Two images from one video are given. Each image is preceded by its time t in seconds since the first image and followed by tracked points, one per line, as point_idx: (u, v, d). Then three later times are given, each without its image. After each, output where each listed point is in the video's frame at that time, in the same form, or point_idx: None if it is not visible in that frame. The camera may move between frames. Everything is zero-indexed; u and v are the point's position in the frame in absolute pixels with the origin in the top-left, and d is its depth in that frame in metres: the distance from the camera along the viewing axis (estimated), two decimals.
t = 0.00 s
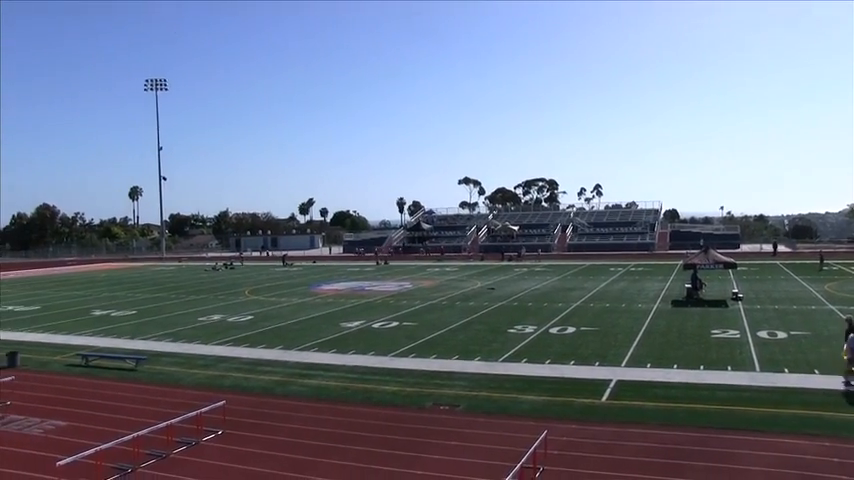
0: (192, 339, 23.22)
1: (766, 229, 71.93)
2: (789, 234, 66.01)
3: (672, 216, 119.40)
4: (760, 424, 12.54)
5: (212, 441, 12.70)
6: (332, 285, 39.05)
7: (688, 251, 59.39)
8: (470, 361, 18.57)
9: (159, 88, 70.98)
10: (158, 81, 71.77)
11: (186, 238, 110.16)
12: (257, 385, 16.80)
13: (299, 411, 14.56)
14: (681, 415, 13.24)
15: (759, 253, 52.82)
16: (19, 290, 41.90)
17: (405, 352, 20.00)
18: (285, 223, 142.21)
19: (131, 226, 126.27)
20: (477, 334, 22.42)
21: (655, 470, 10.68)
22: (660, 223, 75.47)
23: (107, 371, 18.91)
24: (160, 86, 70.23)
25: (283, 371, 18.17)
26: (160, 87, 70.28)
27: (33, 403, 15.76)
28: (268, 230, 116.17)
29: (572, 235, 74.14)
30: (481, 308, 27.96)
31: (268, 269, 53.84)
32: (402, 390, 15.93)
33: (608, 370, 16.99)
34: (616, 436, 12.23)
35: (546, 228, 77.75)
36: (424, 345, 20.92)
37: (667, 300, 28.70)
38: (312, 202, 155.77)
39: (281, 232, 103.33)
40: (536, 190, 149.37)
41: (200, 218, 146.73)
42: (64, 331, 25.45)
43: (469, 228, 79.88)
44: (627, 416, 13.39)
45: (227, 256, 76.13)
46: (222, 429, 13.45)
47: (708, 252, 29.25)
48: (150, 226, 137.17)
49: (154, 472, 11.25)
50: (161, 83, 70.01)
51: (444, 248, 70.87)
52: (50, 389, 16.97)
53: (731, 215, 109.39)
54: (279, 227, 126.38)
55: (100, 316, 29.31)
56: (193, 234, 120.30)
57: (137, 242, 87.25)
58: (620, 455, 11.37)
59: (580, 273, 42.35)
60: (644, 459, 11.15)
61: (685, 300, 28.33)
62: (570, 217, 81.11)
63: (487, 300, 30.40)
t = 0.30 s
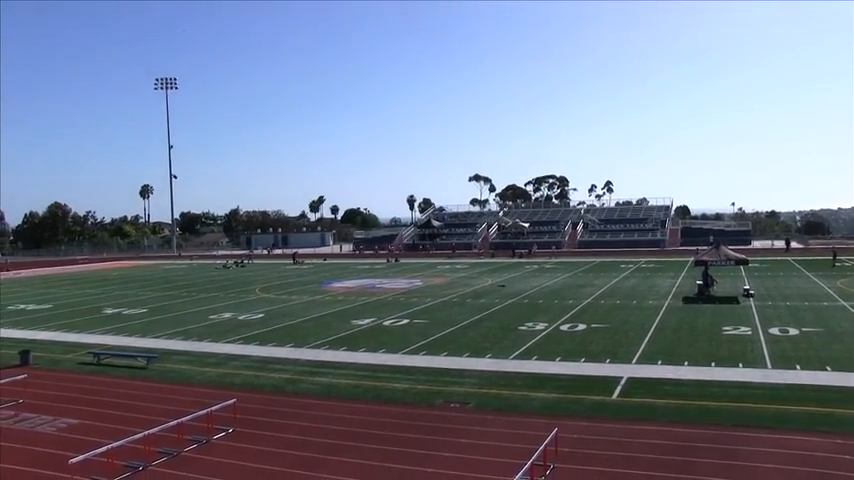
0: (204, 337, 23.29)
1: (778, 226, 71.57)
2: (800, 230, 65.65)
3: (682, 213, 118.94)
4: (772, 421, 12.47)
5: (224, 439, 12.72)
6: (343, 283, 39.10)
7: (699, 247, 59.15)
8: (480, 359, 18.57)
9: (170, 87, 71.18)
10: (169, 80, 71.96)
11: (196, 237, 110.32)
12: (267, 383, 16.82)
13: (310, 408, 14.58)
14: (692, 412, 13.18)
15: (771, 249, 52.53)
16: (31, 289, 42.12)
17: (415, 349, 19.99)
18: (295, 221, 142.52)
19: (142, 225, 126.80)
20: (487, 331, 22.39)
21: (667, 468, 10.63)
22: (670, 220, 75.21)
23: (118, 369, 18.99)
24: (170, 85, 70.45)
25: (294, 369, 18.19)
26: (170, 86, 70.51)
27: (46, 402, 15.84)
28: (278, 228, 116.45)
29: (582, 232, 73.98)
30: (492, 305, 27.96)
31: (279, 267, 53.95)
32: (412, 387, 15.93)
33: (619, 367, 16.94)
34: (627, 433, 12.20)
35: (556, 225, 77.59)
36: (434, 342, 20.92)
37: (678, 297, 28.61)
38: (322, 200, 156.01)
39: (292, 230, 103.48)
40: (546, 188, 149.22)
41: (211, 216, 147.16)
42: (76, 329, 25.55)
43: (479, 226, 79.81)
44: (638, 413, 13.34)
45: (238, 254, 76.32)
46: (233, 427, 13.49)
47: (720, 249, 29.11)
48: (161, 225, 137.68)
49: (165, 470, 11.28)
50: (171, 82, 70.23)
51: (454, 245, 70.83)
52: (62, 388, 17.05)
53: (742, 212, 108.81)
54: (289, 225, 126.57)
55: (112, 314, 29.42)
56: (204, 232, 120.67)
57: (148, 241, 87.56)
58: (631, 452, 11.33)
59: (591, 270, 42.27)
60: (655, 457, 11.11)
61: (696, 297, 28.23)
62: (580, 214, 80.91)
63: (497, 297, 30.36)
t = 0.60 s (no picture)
0: (217, 334, 23.40)
1: (794, 225, 71.07)
2: (817, 230, 65.19)
3: (697, 212, 118.28)
4: (787, 422, 12.41)
5: (237, 436, 12.78)
6: (356, 281, 39.16)
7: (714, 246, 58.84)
8: (493, 357, 18.56)
9: (184, 85, 71.46)
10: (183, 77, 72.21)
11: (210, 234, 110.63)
12: (280, 380, 16.87)
13: (324, 406, 14.61)
14: (706, 412, 13.13)
15: (787, 249, 52.17)
16: (46, 285, 42.43)
17: (428, 347, 20.00)
18: (309, 219, 142.84)
19: (157, 222, 127.42)
20: (500, 330, 22.38)
21: (680, 467, 10.60)
22: (685, 218, 74.83)
23: (133, 365, 19.09)
24: (184, 83, 70.72)
25: (307, 366, 18.24)
26: (184, 84, 70.80)
27: (61, 397, 15.94)
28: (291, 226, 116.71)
29: (596, 230, 73.74)
30: (505, 304, 27.93)
31: (292, 265, 54.11)
32: (425, 385, 15.94)
33: (633, 367, 16.87)
34: (640, 433, 12.18)
35: (570, 223, 77.38)
36: (447, 340, 20.91)
37: (693, 296, 28.48)
38: (336, 198, 156.21)
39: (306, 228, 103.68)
40: (560, 186, 148.91)
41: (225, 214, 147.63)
42: (91, 326, 25.72)
43: (492, 224, 79.73)
44: (652, 412, 13.30)
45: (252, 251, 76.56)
46: (246, 423, 13.54)
47: (735, 248, 28.91)
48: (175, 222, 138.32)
49: (179, 466, 11.33)
50: (185, 81, 70.50)
51: (468, 243, 70.78)
52: (77, 384, 17.16)
53: (757, 211, 108.11)
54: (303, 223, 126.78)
55: (126, 311, 29.57)
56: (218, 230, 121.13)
57: (162, 238, 87.94)
58: (645, 452, 11.30)
59: (604, 269, 42.14)
60: (669, 456, 11.07)
61: (711, 296, 28.08)
62: (594, 213, 80.65)
63: (511, 296, 30.29)
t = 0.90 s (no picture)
0: (232, 333, 23.52)
1: (811, 223, 70.57)
2: (834, 228, 64.76)
3: (713, 210, 117.63)
4: (804, 422, 12.32)
5: (252, 434, 12.84)
6: (370, 280, 39.23)
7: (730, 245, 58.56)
8: (508, 356, 18.54)
9: (199, 85, 71.81)
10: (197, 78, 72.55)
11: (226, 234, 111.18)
12: (295, 379, 16.92)
13: (339, 405, 14.64)
14: (723, 412, 13.06)
15: (804, 246, 51.86)
16: (62, 285, 42.77)
17: (443, 346, 20.00)
18: (323, 218, 143.17)
19: (173, 222, 128.08)
20: (515, 328, 22.37)
21: (696, 467, 10.55)
22: (700, 216, 74.48)
23: (149, 364, 19.20)
24: (199, 83, 71.08)
25: (322, 365, 18.29)
26: (199, 84, 71.14)
27: (79, 395, 16.06)
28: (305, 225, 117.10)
29: (611, 229, 73.53)
30: (520, 302, 27.92)
31: (307, 264, 54.28)
32: (439, 384, 15.94)
33: (648, 366, 16.81)
34: (655, 432, 12.13)
35: (585, 222, 77.21)
36: (461, 339, 20.91)
37: (708, 295, 28.36)
38: (350, 197, 156.60)
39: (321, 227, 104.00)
40: (575, 184, 148.67)
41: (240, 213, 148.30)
42: (107, 325, 25.91)
43: (507, 223, 79.69)
44: (668, 412, 13.24)
45: (267, 250, 76.84)
46: (261, 422, 13.59)
47: (751, 246, 28.73)
48: (191, 222, 138.99)
49: (196, 465, 11.39)
50: (200, 81, 70.85)
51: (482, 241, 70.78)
52: (95, 382, 17.28)
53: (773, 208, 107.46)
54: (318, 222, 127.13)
55: (142, 310, 29.73)
56: (233, 229, 121.65)
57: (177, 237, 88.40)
58: (660, 452, 11.26)
59: (619, 267, 42.01)
60: (685, 456, 11.03)
61: (726, 294, 27.95)
62: (609, 211, 80.45)
63: (525, 295, 30.23)
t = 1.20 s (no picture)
0: (250, 331, 23.66)
1: (832, 223, 69.91)
2: None
3: (731, 210, 116.95)
4: (823, 425, 12.19)
5: (269, 432, 12.89)
6: (387, 279, 39.35)
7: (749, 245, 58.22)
8: (524, 355, 18.51)
9: (217, 85, 72.23)
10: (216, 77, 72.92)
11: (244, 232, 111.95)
12: (312, 378, 16.97)
13: (355, 404, 14.67)
14: (740, 413, 12.98)
15: (824, 247, 51.46)
16: (81, 283, 43.08)
17: (459, 346, 19.99)
18: (339, 217, 143.54)
19: (191, 220, 129.01)
20: (532, 328, 22.36)
21: (712, 468, 10.48)
22: (719, 216, 74.07)
23: (166, 362, 19.30)
24: (216, 83, 71.46)
25: (338, 364, 18.34)
26: (217, 84, 71.51)
27: (97, 392, 16.19)
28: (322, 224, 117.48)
29: (629, 229, 73.23)
30: (536, 302, 27.91)
31: (324, 263, 54.43)
32: (456, 384, 15.93)
33: (666, 366, 16.75)
34: (672, 433, 12.06)
35: (602, 221, 76.96)
36: (478, 339, 20.90)
37: (726, 295, 28.22)
38: (367, 197, 157.04)
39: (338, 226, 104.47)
40: (592, 183, 148.31)
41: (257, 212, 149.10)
42: (126, 322, 26.14)
43: (524, 222, 79.60)
44: (685, 413, 13.15)
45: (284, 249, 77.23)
46: (278, 420, 13.65)
47: (770, 246, 28.50)
48: (208, 220, 139.74)
49: (212, 462, 11.45)
50: (218, 80, 71.23)
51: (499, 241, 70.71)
52: (113, 379, 17.40)
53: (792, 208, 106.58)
54: (335, 221, 127.59)
55: (160, 308, 29.88)
56: (251, 228, 122.20)
57: (195, 236, 89.08)
58: (675, 453, 11.18)
59: (637, 267, 41.92)
60: (699, 457, 10.96)
61: (745, 294, 27.78)
62: (626, 211, 80.11)
63: (542, 294, 30.18)
